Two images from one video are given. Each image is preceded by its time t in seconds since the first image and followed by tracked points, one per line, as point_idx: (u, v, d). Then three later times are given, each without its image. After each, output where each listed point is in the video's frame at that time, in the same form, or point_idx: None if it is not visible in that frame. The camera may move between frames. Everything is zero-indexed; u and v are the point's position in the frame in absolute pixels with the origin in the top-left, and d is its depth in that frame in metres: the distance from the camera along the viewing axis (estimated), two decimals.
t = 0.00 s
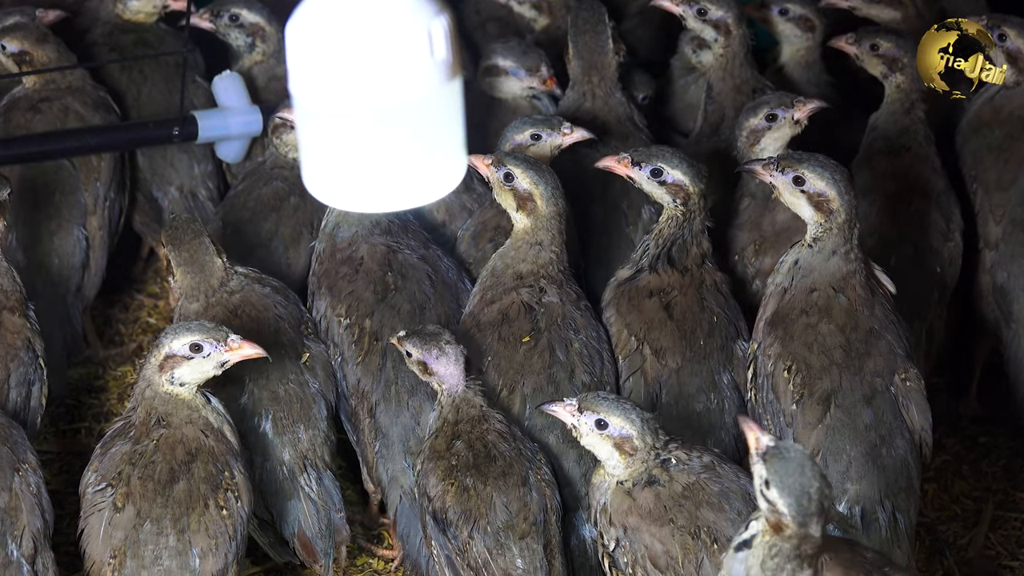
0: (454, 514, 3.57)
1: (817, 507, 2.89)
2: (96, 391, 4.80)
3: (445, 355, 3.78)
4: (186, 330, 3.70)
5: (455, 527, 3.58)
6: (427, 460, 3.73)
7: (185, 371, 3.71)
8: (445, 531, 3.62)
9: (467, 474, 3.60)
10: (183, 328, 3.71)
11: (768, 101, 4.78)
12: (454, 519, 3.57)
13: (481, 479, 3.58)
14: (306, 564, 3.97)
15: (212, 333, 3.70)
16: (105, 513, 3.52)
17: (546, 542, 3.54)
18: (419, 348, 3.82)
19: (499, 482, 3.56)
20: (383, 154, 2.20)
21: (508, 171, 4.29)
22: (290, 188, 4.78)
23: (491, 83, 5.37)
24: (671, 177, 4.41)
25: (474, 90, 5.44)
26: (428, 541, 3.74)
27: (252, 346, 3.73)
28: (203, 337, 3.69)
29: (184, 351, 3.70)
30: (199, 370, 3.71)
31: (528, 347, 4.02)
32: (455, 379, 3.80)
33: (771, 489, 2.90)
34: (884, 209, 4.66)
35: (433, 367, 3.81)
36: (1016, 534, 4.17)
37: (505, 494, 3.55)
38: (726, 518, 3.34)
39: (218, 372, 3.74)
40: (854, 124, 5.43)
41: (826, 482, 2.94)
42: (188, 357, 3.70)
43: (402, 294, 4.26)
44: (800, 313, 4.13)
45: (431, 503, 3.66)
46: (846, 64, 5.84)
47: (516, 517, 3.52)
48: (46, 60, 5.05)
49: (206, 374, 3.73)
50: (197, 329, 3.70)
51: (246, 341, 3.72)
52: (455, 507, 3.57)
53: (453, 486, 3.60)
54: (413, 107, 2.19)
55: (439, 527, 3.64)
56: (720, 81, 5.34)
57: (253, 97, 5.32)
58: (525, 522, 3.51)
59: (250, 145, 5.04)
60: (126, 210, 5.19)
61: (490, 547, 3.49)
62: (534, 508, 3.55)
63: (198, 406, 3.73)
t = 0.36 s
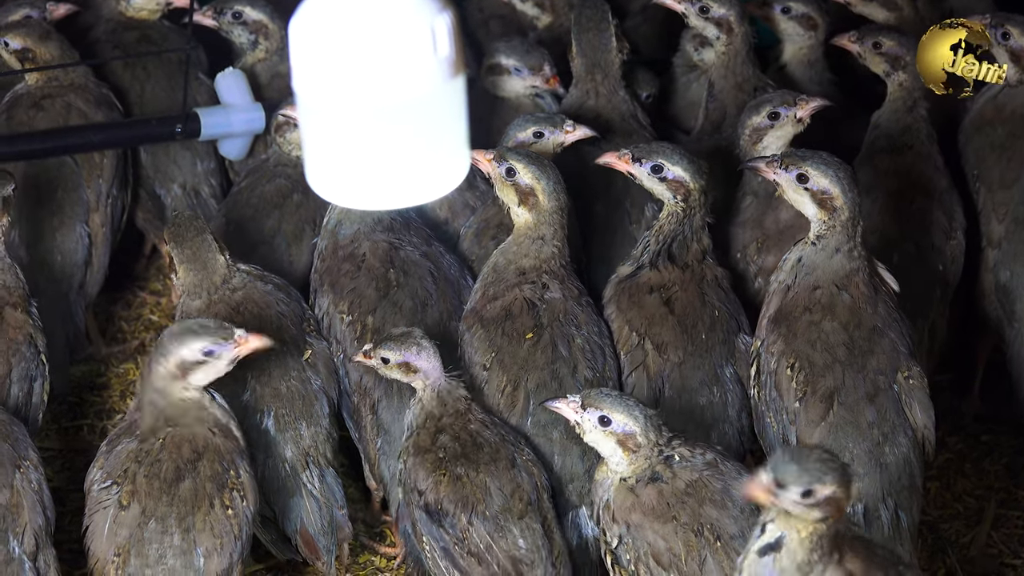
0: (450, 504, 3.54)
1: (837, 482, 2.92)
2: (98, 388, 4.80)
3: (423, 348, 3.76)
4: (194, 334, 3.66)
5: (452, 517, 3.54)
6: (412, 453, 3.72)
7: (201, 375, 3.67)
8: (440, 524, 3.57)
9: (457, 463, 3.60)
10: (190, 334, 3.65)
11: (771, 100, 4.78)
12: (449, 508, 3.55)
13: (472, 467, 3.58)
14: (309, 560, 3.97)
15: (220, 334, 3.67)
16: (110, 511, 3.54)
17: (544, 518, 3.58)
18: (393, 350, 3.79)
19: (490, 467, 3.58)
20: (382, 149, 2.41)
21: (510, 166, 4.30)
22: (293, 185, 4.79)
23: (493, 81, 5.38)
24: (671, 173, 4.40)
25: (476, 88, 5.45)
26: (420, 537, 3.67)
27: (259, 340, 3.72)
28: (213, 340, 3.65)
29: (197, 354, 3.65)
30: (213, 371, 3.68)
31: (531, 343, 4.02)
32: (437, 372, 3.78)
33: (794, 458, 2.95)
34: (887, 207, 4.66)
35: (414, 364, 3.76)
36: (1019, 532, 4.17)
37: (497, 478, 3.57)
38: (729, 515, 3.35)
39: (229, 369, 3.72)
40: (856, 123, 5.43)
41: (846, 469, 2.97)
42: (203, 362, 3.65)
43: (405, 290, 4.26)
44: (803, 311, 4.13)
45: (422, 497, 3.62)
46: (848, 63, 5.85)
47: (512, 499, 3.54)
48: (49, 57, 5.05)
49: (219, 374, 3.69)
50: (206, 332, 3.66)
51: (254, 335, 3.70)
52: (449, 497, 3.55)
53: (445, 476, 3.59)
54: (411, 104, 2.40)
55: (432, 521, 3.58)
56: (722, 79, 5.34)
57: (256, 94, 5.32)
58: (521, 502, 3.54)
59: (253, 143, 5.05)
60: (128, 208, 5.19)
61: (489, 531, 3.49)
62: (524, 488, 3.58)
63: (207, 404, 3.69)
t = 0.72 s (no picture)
0: (414, 487, 3.61)
1: (822, 474, 2.95)
2: (99, 389, 4.80)
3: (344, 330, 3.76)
4: (195, 340, 3.71)
5: (415, 498, 3.61)
6: (355, 446, 3.70)
7: (205, 380, 3.74)
8: (401, 509, 3.60)
9: (411, 450, 3.66)
10: (190, 340, 3.71)
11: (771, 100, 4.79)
12: (414, 490, 3.60)
13: (427, 449, 3.68)
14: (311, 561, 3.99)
15: (217, 334, 3.74)
16: (111, 515, 3.52)
17: (498, 487, 3.74)
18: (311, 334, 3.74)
19: (440, 446, 3.70)
20: (381, 145, 2.42)
21: (512, 165, 4.29)
22: (294, 187, 4.79)
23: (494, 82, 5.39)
24: (674, 165, 4.41)
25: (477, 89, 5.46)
26: (371, 527, 3.66)
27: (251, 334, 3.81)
28: (214, 343, 3.72)
29: (201, 359, 3.71)
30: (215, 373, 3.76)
31: (531, 341, 4.02)
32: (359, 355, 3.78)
33: (774, 469, 2.96)
34: (887, 208, 4.67)
35: (336, 344, 3.74)
36: (1018, 533, 4.16)
37: (451, 456, 3.69)
38: (728, 515, 3.35)
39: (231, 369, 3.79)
40: (858, 123, 5.44)
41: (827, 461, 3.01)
42: (206, 365, 3.72)
43: (408, 291, 4.26)
44: (803, 311, 4.13)
45: (378, 488, 3.62)
46: (849, 63, 5.85)
47: (468, 474, 3.67)
48: (49, 58, 5.05)
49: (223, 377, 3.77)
50: (207, 335, 3.73)
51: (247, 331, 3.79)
52: (411, 480, 3.61)
53: (400, 463, 3.63)
54: (410, 101, 2.42)
55: (391, 509, 3.61)
56: (723, 80, 5.34)
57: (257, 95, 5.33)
58: (476, 474, 3.68)
59: (254, 143, 5.06)
60: (129, 209, 5.18)
61: (457, 509, 3.60)
62: (475, 461, 3.73)
63: (206, 409, 3.74)
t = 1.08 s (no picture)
0: (379, 465, 3.69)
1: (798, 483, 2.94)
2: (101, 390, 4.80)
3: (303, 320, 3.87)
4: (196, 343, 3.71)
5: (381, 477, 3.68)
6: (316, 429, 3.78)
7: (205, 382, 3.76)
8: (366, 488, 3.67)
9: (374, 431, 3.75)
10: (189, 343, 3.71)
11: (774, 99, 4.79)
12: (380, 469, 3.69)
13: (388, 428, 3.77)
14: (313, 562, 4.00)
15: (217, 335, 3.74)
16: (111, 516, 3.52)
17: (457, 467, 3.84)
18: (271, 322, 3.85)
19: (400, 426, 3.80)
20: (381, 145, 2.43)
21: (514, 166, 4.29)
22: (296, 188, 4.79)
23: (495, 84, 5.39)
24: (675, 167, 4.41)
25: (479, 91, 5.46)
26: (332, 509, 3.73)
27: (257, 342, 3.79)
28: (215, 345, 3.73)
29: (202, 361, 3.72)
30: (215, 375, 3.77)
31: (533, 341, 4.02)
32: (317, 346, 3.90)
33: (749, 479, 2.95)
34: (889, 207, 4.67)
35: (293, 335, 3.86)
36: (1020, 533, 4.17)
37: (411, 434, 3.79)
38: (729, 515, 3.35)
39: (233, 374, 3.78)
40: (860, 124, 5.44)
41: (800, 468, 3.00)
42: (206, 368, 3.73)
43: (411, 292, 4.27)
44: (804, 310, 4.13)
45: (342, 468, 3.69)
46: (850, 63, 5.85)
47: (428, 451, 3.77)
48: (52, 60, 5.06)
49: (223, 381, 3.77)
50: (206, 337, 3.73)
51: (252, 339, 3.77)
52: (377, 458, 3.70)
53: (363, 443, 3.72)
54: (411, 104, 2.42)
55: (356, 487, 3.68)
56: (724, 80, 5.34)
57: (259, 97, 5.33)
58: (437, 452, 3.79)
59: (256, 144, 5.06)
60: (130, 210, 5.18)
61: (425, 485, 3.69)
62: (434, 440, 3.83)
63: (206, 411, 3.76)
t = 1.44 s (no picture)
0: (374, 459, 3.70)
1: (798, 483, 2.93)
2: (102, 389, 4.81)
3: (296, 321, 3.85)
4: (199, 346, 3.69)
5: (376, 472, 3.70)
6: (310, 425, 3.78)
7: (203, 386, 3.72)
8: (360, 483, 3.68)
9: (368, 425, 3.76)
10: (195, 343, 3.69)
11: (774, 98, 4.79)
12: (374, 464, 3.70)
13: (383, 422, 3.79)
14: (313, 561, 4.00)
15: (225, 343, 3.70)
16: (104, 518, 3.53)
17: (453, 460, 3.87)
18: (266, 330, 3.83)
19: (396, 419, 3.81)
20: (385, 139, 2.41)
21: (513, 165, 4.30)
22: (297, 187, 4.79)
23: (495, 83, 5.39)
24: (676, 167, 4.41)
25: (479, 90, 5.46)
26: (327, 506, 3.73)
27: (263, 349, 3.74)
28: (218, 350, 3.70)
29: (203, 365, 3.70)
30: (216, 381, 3.74)
31: (533, 340, 4.02)
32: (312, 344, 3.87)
33: (750, 479, 2.94)
34: (889, 207, 4.67)
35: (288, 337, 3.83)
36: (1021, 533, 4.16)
37: (406, 428, 3.81)
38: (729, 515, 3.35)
39: (235, 377, 3.76)
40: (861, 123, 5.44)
41: (803, 467, 2.99)
42: (207, 372, 3.71)
43: (411, 291, 4.27)
44: (805, 310, 4.13)
45: (336, 461, 3.70)
46: (851, 63, 5.85)
47: (424, 444, 3.79)
48: (55, 60, 5.06)
49: (223, 383, 3.75)
50: (211, 342, 3.70)
51: (258, 345, 3.72)
52: (372, 450, 3.71)
53: (357, 439, 3.73)
54: (416, 94, 2.42)
55: (351, 481, 3.69)
56: (725, 80, 5.34)
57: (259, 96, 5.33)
58: (432, 444, 3.81)
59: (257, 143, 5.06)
60: (131, 210, 5.18)
61: (420, 479, 3.71)
62: (430, 434, 3.85)
63: (204, 414, 3.73)
